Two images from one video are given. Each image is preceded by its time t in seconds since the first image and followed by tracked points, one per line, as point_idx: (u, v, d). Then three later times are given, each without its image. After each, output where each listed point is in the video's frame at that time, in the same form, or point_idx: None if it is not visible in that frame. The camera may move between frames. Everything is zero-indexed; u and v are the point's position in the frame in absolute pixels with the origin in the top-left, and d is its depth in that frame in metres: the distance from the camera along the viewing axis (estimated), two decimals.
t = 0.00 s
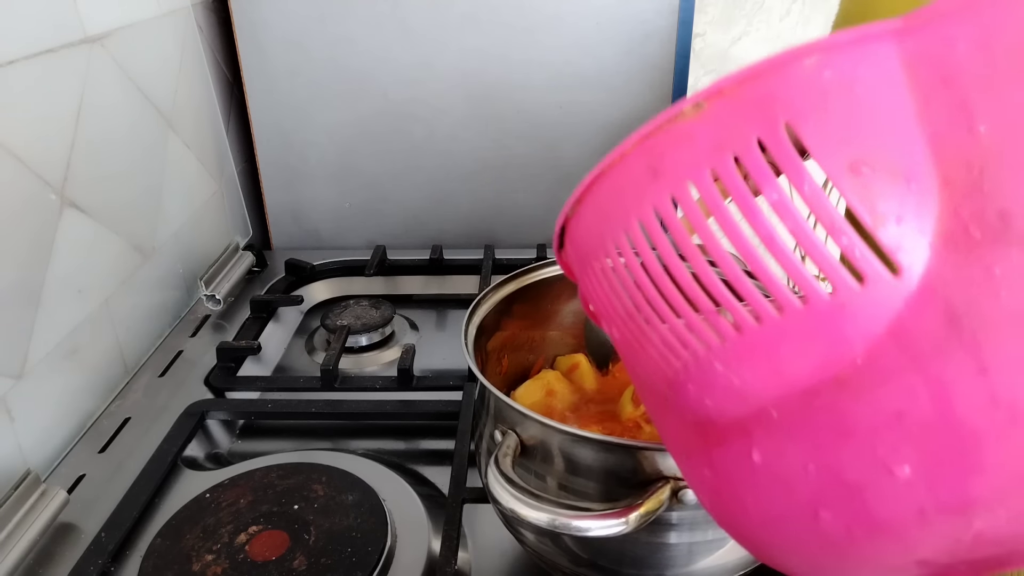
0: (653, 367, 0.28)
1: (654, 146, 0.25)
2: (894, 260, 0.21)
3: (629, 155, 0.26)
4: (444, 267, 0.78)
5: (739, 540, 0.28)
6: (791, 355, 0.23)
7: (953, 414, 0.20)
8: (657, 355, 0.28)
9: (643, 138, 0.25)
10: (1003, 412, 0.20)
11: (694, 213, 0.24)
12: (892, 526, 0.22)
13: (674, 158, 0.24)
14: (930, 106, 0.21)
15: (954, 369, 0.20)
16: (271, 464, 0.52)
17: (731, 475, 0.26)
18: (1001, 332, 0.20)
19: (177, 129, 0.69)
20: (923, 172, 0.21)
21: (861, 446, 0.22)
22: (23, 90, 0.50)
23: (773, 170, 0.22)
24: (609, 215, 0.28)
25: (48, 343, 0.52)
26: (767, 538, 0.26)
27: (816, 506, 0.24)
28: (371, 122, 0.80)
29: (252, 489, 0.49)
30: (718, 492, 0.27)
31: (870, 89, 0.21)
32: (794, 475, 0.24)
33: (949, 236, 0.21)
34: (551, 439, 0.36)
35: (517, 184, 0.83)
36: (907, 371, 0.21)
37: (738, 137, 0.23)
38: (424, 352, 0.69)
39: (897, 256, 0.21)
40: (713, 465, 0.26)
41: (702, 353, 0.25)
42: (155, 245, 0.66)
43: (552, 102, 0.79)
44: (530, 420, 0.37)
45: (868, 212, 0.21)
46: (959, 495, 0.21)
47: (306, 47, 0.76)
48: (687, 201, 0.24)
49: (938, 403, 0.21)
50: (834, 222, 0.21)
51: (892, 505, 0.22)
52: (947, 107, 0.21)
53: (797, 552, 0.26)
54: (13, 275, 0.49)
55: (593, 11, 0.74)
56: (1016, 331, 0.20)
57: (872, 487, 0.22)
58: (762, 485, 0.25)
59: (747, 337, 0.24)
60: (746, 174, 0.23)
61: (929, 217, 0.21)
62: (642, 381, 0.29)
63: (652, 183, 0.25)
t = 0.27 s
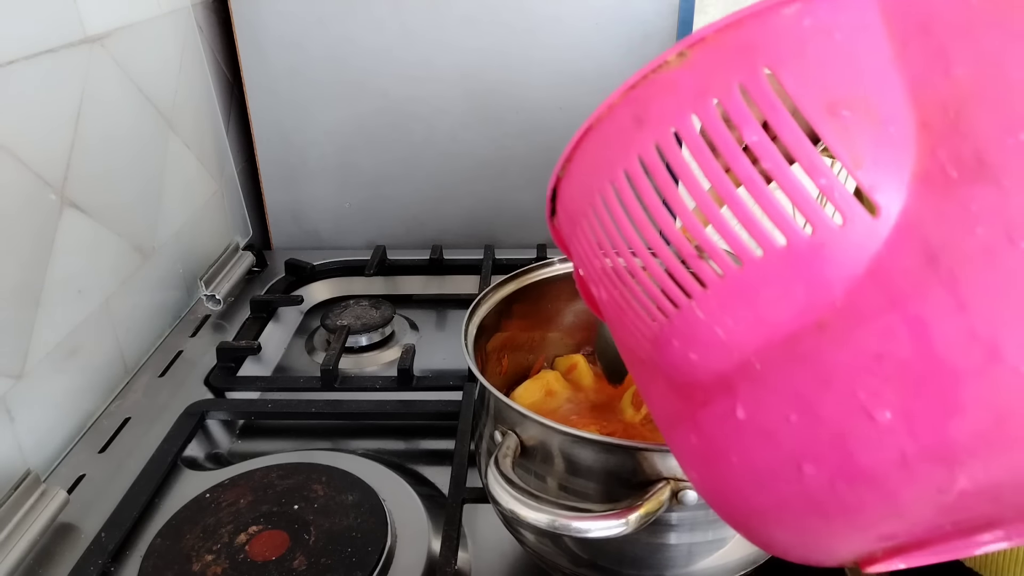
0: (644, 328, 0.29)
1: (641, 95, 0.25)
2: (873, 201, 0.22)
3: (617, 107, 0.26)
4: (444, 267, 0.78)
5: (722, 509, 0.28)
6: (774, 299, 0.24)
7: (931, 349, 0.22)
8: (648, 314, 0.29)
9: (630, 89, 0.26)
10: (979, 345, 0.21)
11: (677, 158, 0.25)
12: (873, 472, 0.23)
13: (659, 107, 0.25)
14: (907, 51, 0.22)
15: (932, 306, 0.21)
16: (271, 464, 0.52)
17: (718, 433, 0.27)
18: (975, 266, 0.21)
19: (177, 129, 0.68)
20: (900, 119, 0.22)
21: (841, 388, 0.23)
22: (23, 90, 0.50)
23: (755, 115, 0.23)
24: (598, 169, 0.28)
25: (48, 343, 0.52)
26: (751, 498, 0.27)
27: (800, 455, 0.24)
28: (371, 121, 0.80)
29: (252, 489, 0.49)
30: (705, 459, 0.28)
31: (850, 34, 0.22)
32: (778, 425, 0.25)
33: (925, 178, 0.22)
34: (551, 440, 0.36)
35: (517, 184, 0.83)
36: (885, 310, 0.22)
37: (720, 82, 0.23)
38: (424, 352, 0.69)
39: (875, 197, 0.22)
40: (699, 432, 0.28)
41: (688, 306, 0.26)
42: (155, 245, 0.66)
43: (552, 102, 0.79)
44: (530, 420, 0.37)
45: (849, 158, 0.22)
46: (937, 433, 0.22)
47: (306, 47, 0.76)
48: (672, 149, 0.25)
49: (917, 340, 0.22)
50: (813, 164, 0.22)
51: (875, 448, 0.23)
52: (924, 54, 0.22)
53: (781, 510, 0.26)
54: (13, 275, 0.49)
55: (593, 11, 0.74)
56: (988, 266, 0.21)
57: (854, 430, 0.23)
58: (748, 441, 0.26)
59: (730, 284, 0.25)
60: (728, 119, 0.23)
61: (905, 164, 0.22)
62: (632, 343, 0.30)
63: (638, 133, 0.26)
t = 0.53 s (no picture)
0: (628, 312, 0.29)
1: (622, 84, 0.26)
2: (838, 179, 0.22)
3: (601, 97, 0.27)
4: (444, 267, 0.78)
5: (702, 491, 0.28)
6: (746, 276, 0.24)
7: (894, 322, 0.21)
8: (631, 298, 0.29)
9: (613, 79, 0.26)
10: (941, 317, 0.21)
11: (655, 142, 0.25)
12: (844, 448, 0.23)
13: (639, 93, 0.26)
14: (872, 41, 0.22)
15: (896, 280, 0.21)
16: (270, 464, 0.52)
17: (696, 412, 0.27)
18: (935, 239, 0.21)
19: (177, 129, 0.68)
20: (864, 103, 0.22)
21: (810, 364, 0.23)
22: (23, 90, 0.50)
23: (728, 100, 0.23)
24: (584, 156, 0.29)
25: (48, 342, 0.52)
26: (729, 479, 0.26)
27: (773, 433, 0.24)
28: (371, 122, 0.80)
29: (252, 489, 0.49)
30: (688, 440, 0.27)
31: (819, 26, 0.22)
32: (752, 402, 0.25)
33: (888, 161, 0.22)
34: (551, 439, 0.36)
35: (517, 184, 0.83)
36: (849, 285, 0.22)
37: (696, 68, 0.24)
38: (424, 352, 0.69)
39: (840, 177, 0.22)
40: (679, 414, 0.27)
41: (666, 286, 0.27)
42: (155, 245, 0.66)
43: (552, 102, 0.79)
44: (530, 420, 0.37)
45: (814, 138, 0.22)
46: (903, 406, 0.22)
47: (306, 47, 0.76)
48: (650, 134, 0.26)
49: (881, 313, 0.22)
50: (781, 141, 0.22)
51: (844, 423, 0.23)
52: (888, 43, 0.22)
53: (757, 491, 0.26)
54: (14, 275, 0.49)
55: (593, 11, 0.74)
56: (948, 238, 0.21)
57: (824, 406, 0.23)
58: (724, 420, 0.26)
59: (705, 263, 0.25)
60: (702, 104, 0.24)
61: (867, 147, 0.22)
62: (618, 328, 0.31)
63: (621, 119, 0.26)
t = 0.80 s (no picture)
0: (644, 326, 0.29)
1: (640, 97, 0.27)
2: (869, 195, 0.22)
3: (616, 108, 0.28)
4: (444, 267, 0.78)
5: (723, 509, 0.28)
6: (771, 293, 0.24)
7: (928, 341, 0.21)
8: (646, 313, 0.29)
9: (630, 91, 0.27)
10: (976, 335, 0.21)
11: (676, 155, 0.25)
12: (873, 467, 0.23)
13: (659, 107, 0.26)
14: (896, 55, 0.22)
15: (928, 296, 0.21)
16: (270, 464, 0.52)
17: (718, 431, 0.27)
18: (968, 256, 0.21)
19: (177, 129, 0.69)
20: (894, 117, 0.22)
21: (839, 381, 0.23)
22: (23, 90, 0.50)
23: (755, 114, 0.23)
24: (598, 170, 0.29)
25: (48, 342, 0.52)
26: (754, 497, 0.27)
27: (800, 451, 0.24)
28: (371, 122, 0.80)
29: (252, 489, 0.49)
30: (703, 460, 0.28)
31: (843, 37, 0.22)
32: (780, 422, 0.25)
33: (920, 175, 0.22)
34: (551, 439, 0.36)
35: (517, 184, 0.83)
36: (879, 302, 0.22)
37: (719, 82, 0.24)
38: (424, 352, 0.69)
39: (870, 192, 0.22)
40: (697, 432, 0.28)
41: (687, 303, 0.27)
42: (155, 245, 0.66)
43: (552, 102, 0.79)
44: (530, 419, 0.37)
45: (843, 152, 0.22)
46: (935, 425, 0.22)
47: (306, 47, 0.76)
48: (671, 146, 0.26)
49: (914, 331, 0.22)
50: (811, 157, 0.22)
51: (876, 442, 0.23)
52: (912, 56, 0.22)
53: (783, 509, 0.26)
54: (14, 275, 0.49)
55: (593, 11, 0.74)
56: (981, 255, 0.21)
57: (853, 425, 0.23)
58: (747, 439, 0.26)
59: (730, 279, 0.25)
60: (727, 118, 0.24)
61: (900, 161, 0.22)
62: (631, 345, 0.31)
63: (639, 133, 0.27)
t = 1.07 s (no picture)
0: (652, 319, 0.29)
1: (650, 84, 0.27)
2: (886, 180, 0.23)
3: (624, 96, 0.28)
4: (444, 267, 0.78)
5: (732, 510, 0.28)
6: (788, 281, 0.24)
7: (950, 329, 0.22)
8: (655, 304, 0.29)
9: (639, 78, 0.27)
10: (1000, 322, 0.21)
11: (687, 140, 0.25)
12: (891, 460, 0.23)
13: (670, 94, 0.26)
14: (911, 43, 0.23)
15: (950, 284, 0.22)
16: (271, 464, 0.52)
17: (728, 426, 0.27)
18: (991, 243, 0.21)
19: (177, 129, 0.68)
20: (910, 103, 0.23)
21: (858, 371, 0.23)
22: (23, 90, 0.50)
23: (769, 99, 0.23)
24: (607, 158, 0.29)
25: (48, 343, 0.52)
26: (767, 496, 0.26)
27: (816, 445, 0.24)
28: (371, 122, 0.80)
29: (252, 489, 0.49)
30: (712, 459, 0.28)
31: (857, 23, 0.22)
32: (794, 416, 0.25)
33: (938, 162, 0.22)
34: (551, 440, 0.36)
35: (517, 184, 0.83)
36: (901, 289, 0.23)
37: (732, 67, 0.24)
38: (424, 352, 0.69)
39: (887, 177, 0.23)
40: (706, 430, 0.28)
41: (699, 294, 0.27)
42: (155, 245, 0.66)
43: (552, 102, 0.79)
44: (530, 420, 0.37)
45: (861, 138, 0.22)
46: (956, 416, 0.22)
47: (306, 47, 0.76)
48: (681, 132, 0.26)
49: (935, 317, 0.22)
50: (828, 143, 0.22)
51: (895, 434, 0.23)
52: (926, 46, 0.22)
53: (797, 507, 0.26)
54: (14, 275, 0.49)
55: (593, 11, 0.74)
56: (1002, 241, 0.21)
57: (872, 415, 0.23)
58: (761, 435, 0.26)
59: (745, 267, 0.25)
60: (740, 105, 0.24)
61: (918, 145, 0.23)
62: (638, 337, 0.31)
63: (648, 120, 0.27)
